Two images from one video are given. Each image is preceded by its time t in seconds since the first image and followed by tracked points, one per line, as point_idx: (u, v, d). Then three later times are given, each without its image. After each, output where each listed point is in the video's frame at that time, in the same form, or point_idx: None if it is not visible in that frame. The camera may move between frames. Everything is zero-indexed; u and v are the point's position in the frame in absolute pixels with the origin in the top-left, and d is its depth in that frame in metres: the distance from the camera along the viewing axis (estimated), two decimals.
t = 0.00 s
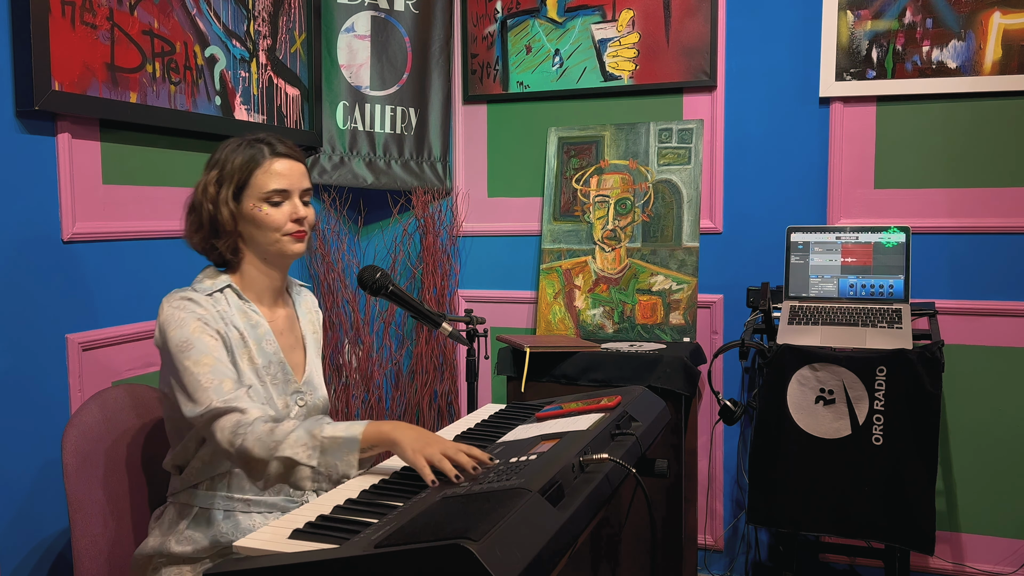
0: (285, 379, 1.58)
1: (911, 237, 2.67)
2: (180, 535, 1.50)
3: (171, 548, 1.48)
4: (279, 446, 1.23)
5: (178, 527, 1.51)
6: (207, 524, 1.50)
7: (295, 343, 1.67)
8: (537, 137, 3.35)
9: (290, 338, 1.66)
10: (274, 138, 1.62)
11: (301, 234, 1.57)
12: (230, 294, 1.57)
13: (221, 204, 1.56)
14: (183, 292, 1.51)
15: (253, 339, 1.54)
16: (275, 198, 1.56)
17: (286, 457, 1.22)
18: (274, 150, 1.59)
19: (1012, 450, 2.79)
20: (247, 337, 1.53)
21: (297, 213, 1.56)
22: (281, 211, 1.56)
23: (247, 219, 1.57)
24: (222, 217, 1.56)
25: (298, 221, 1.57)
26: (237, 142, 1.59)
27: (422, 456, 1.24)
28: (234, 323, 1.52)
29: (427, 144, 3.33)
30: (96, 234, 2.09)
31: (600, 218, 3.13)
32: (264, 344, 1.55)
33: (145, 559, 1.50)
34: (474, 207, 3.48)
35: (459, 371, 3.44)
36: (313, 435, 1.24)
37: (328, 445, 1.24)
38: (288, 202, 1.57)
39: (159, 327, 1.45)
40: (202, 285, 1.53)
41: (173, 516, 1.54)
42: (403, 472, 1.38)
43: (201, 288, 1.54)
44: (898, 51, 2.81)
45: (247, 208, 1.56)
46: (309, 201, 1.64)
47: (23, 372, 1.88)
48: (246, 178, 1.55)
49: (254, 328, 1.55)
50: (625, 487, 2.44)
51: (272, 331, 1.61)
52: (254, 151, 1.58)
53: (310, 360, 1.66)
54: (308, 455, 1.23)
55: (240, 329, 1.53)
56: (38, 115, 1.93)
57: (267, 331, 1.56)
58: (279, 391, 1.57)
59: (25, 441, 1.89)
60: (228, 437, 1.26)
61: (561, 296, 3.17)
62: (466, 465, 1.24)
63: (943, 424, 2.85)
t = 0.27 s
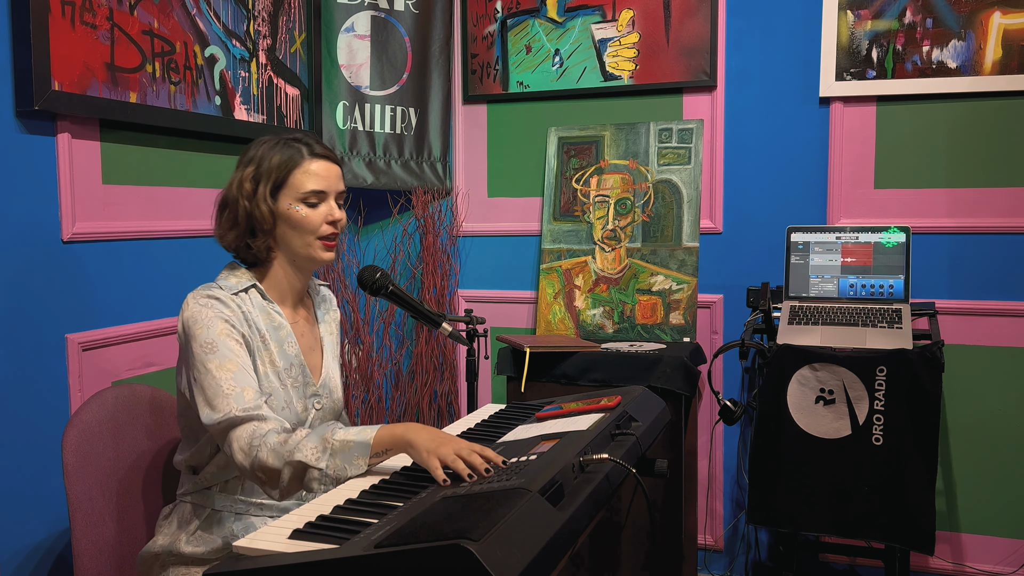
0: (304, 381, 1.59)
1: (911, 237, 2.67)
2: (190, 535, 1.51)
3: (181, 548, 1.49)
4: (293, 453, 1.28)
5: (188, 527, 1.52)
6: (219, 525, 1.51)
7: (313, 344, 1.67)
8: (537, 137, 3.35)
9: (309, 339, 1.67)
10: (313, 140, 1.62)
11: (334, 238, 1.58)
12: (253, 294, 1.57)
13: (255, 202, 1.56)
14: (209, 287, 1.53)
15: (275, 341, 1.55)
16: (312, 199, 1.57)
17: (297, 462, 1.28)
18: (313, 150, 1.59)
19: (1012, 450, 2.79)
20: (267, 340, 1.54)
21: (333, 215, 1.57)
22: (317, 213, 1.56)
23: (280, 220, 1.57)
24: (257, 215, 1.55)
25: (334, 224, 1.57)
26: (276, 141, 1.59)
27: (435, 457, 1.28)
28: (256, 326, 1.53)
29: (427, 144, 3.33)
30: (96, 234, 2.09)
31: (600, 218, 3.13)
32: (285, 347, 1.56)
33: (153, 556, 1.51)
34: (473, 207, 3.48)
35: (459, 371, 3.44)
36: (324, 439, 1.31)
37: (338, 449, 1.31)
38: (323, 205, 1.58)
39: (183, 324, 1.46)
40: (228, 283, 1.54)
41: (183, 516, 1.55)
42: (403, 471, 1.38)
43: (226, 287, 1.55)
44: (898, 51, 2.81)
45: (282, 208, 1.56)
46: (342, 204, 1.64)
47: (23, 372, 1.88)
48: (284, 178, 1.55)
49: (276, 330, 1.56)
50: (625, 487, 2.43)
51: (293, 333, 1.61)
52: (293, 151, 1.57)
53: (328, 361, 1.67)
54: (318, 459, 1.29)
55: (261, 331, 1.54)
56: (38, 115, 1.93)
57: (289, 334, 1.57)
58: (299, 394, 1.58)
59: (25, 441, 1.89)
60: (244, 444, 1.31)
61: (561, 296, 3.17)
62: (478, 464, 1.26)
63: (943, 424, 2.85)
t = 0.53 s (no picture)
0: (310, 381, 1.59)
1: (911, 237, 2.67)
2: (192, 532, 1.51)
3: (183, 544, 1.49)
4: (293, 460, 1.31)
5: (190, 524, 1.52)
6: (221, 522, 1.52)
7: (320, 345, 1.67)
8: (537, 137, 3.35)
9: (316, 340, 1.67)
10: (334, 148, 1.62)
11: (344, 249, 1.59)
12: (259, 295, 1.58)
13: (270, 206, 1.56)
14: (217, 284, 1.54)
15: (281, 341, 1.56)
16: (325, 209, 1.57)
17: (297, 468, 1.30)
18: (331, 160, 1.60)
19: (1012, 450, 2.79)
20: (272, 341, 1.55)
21: (345, 227, 1.58)
22: (329, 224, 1.57)
23: (292, 226, 1.57)
24: (269, 219, 1.55)
25: (344, 235, 1.58)
26: (296, 146, 1.59)
27: (431, 461, 1.28)
28: (262, 327, 1.54)
29: (427, 144, 3.33)
30: (97, 234, 2.09)
31: (600, 218, 3.13)
32: (291, 348, 1.56)
33: (154, 553, 1.51)
34: (474, 207, 3.48)
35: (459, 371, 3.44)
36: (324, 446, 1.33)
37: (337, 457, 1.33)
38: (336, 216, 1.58)
39: (189, 321, 1.47)
40: (235, 283, 1.55)
41: (185, 513, 1.55)
42: (403, 471, 1.38)
43: (232, 286, 1.55)
44: (898, 51, 2.81)
45: (295, 215, 1.56)
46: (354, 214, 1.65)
47: (23, 372, 1.88)
48: (301, 186, 1.56)
49: (281, 331, 1.56)
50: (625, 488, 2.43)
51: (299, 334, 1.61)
52: (312, 160, 1.58)
53: (335, 361, 1.67)
54: (318, 467, 1.32)
55: (266, 333, 1.54)
56: (38, 115, 1.93)
57: (295, 334, 1.57)
58: (303, 396, 1.58)
59: (25, 441, 1.89)
60: (245, 446, 1.33)
61: (561, 296, 3.17)
62: (473, 466, 1.26)
63: (943, 424, 2.85)
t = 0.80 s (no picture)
0: (309, 383, 1.59)
1: (911, 237, 2.67)
2: (190, 533, 1.51)
3: (181, 545, 1.49)
4: (297, 451, 1.30)
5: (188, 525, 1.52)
6: (219, 523, 1.52)
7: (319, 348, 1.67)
8: (537, 137, 3.35)
9: (316, 343, 1.67)
10: (338, 152, 1.63)
11: (349, 253, 1.59)
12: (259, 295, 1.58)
13: (275, 211, 1.55)
14: (219, 281, 1.55)
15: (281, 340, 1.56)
16: (330, 214, 1.58)
17: (301, 461, 1.30)
18: (337, 164, 1.60)
19: (1012, 450, 2.79)
20: (271, 339, 1.55)
21: (350, 231, 1.58)
22: (334, 228, 1.58)
23: (297, 230, 1.57)
24: (274, 222, 1.55)
25: (349, 239, 1.58)
26: (301, 150, 1.59)
27: (431, 459, 1.28)
28: (262, 326, 1.54)
29: (427, 144, 3.33)
30: (97, 234, 2.09)
31: (600, 218, 3.13)
32: (291, 348, 1.56)
33: (152, 555, 1.50)
34: (474, 207, 3.48)
35: (459, 371, 3.44)
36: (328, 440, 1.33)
37: (341, 452, 1.32)
38: (341, 220, 1.59)
39: (188, 316, 1.47)
40: (234, 281, 1.56)
41: (183, 515, 1.55)
42: (403, 472, 1.38)
43: (232, 284, 1.56)
44: (898, 51, 2.81)
45: (300, 219, 1.56)
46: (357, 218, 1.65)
47: (23, 372, 1.88)
48: (306, 190, 1.56)
49: (281, 330, 1.57)
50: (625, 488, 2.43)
51: (299, 336, 1.61)
52: (318, 164, 1.58)
53: (337, 364, 1.66)
54: (322, 460, 1.31)
55: (266, 331, 1.55)
56: (38, 115, 1.93)
57: (294, 336, 1.57)
58: (301, 396, 1.58)
59: (25, 441, 1.89)
60: (247, 437, 1.33)
61: (561, 296, 3.17)
62: (473, 467, 1.25)
63: (943, 424, 2.85)
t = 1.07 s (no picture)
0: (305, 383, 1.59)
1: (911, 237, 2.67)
2: (186, 531, 1.50)
3: (177, 543, 1.48)
4: (300, 447, 1.30)
5: (185, 523, 1.52)
6: (215, 521, 1.52)
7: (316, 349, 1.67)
8: (536, 138, 3.35)
9: (315, 344, 1.67)
10: (329, 151, 1.63)
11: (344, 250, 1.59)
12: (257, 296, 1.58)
13: (268, 211, 1.56)
14: (217, 279, 1.55)
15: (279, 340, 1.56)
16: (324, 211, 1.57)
17: (304, 456, 1.30)
18: (328, 162, 1.60)
19: (1012, 450, 2.79)
20: (269, 338, 1.55)
21: (345, 228, 1.58)
22: (329, 225, 1.57)
23: (291, 230, 1.57)
24: (268, 223, 1.55)
25: (344, 236, 1.58)
26: (292, 150, 1.60)
27: (431, 459, 1.28)
28: (259, 326, 1.55)
29: (427, 144, 3.33)
30: (97, 234, 2.09)
31: (600, 218, 3.13)
32: (289, 348, 1.56)
33: (150, 552, 1.50)
34: (474, 207, 3.48)
35: (459, 371, 3.44)
36: (330, 437, 1.32)
37: (343, 449, 1.31)
38: (335, 217, 1.58)
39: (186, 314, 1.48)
40: (230, 281, 1.56)
41: (179, 513, 1.54)
42: (403, 472, 1.38)
43: (228, 283, 1.56)
44: (898, 51, 2.81)
45: (294, 218, 1.56)
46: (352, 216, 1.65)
47: (23, 372, 1.88)
48: (298, 188, 1.56)
49: (279, 330, 1.57)
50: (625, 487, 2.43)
51: (297, 336, 1.61)
52: (309, 162, 1.59)
53: (337, 365, 1.66)
54: (324, 457, 1.30)
55: (262, 330, 1.55)
56: (38, 115, 1.93)
57: (292, 335, 1.57)
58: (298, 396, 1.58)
59: (25, 441, 1.89)
60: (252, 431, 1.34)
61: (561, 296, 3.18)
62: (472, 466, 1.25)
63: (943, 424, 2.85)
